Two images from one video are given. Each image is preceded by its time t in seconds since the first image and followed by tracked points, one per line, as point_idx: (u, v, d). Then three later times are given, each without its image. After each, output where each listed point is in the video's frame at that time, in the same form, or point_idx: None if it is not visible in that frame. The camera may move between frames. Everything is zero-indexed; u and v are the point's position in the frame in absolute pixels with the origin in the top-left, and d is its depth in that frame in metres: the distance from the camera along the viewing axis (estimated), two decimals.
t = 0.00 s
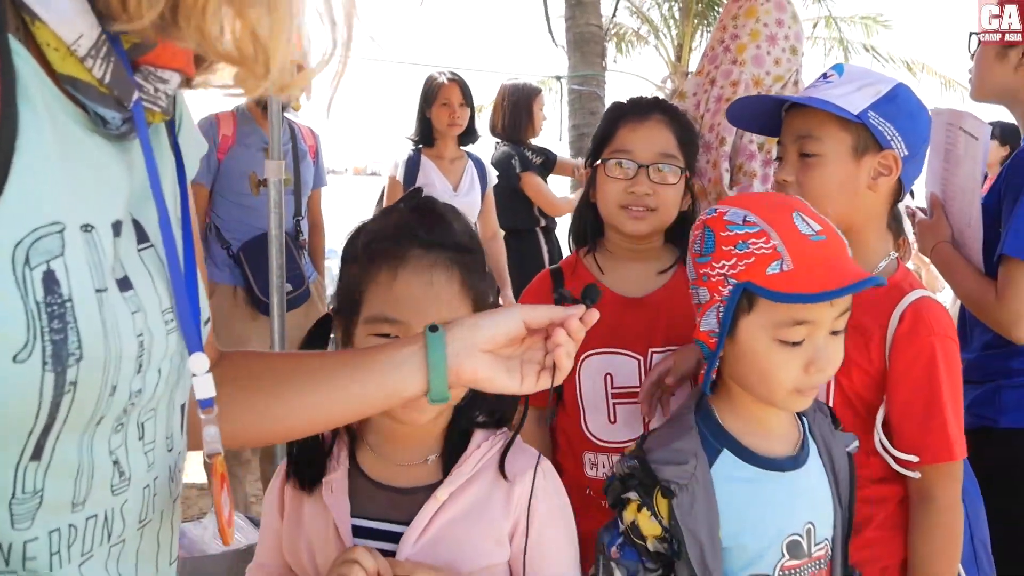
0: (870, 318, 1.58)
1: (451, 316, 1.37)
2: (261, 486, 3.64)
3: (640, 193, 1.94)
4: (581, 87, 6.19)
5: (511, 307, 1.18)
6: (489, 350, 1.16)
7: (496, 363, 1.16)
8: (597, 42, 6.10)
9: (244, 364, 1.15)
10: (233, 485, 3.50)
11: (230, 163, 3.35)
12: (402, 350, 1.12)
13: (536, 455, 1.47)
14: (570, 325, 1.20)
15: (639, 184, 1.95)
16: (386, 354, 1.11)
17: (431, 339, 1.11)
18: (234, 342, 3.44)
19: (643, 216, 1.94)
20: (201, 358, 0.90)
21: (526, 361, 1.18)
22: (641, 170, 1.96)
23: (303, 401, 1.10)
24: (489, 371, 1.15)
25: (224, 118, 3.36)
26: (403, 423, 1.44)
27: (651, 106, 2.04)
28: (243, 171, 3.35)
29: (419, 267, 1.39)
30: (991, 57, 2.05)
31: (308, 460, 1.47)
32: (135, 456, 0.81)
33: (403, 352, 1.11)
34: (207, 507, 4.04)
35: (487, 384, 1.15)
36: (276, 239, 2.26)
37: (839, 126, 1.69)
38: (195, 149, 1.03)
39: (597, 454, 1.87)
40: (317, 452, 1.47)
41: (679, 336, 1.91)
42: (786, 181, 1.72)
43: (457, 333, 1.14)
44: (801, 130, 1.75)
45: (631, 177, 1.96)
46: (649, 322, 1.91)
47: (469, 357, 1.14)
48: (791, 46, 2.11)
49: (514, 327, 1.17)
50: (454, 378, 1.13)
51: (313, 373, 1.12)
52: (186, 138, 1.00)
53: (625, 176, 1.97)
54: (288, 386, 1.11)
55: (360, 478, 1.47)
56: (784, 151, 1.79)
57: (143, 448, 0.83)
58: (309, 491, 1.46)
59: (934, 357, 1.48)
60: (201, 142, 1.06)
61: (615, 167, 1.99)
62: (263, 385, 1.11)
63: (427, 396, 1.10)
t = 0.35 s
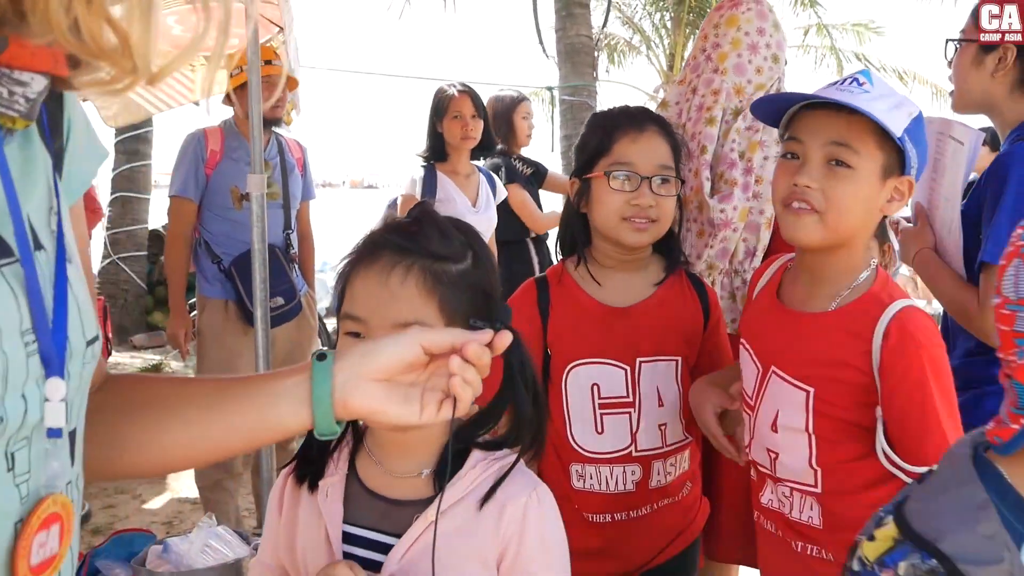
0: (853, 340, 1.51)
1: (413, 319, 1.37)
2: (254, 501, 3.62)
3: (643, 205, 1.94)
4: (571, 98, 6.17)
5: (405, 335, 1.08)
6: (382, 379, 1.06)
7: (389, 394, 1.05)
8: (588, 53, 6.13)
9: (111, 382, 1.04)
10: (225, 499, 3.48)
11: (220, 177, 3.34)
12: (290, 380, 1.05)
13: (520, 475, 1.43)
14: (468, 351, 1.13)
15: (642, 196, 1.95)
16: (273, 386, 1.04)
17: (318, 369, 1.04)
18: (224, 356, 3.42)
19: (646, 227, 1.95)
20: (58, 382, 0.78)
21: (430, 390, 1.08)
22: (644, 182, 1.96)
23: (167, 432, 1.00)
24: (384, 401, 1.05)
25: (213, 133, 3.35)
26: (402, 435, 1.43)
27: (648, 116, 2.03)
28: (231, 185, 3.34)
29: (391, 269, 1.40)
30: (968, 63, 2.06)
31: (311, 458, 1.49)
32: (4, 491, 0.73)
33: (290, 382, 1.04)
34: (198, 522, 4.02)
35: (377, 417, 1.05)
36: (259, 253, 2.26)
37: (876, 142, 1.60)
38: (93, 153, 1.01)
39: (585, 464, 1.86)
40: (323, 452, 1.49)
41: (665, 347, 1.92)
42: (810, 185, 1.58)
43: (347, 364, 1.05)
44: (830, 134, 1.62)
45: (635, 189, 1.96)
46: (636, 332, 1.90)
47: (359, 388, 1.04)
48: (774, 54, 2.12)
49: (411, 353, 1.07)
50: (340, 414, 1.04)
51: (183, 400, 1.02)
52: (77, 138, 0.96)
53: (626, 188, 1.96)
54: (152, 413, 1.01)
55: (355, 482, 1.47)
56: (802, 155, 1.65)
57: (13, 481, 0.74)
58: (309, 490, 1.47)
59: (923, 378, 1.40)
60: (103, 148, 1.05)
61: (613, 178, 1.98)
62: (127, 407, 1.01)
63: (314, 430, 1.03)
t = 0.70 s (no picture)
0: (880, 349, 1.46)
1: (373, 334, 1.38)
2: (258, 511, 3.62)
3: (634, 211, 1.93)
4: (575, 104, 6.15)
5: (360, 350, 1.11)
6: (335, 395, 1.10)
7: (343, 409, 1.10)
8: (591, 59, 6.12)
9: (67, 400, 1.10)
10: (227, 509, 3.48)
11: (222, 189, 3.35)
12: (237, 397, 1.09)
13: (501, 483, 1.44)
14: (421, 364, 1.12)
15: (633, 201, 1.93)
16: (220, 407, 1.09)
17: (270, 384, 1.08)
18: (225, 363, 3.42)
19: (638, 232, 1.93)
20: None
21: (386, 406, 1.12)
22: (635, 187, 1.95)
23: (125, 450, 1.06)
24: (337, 417, 1.09)
25: (212, 145, 3.37)
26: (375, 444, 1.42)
27: (640, 123, 2.02)
28: (229, 196, 3.35)
29: (361, 285, 1.40)
30: (963, 64, 2.06)
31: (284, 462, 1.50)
32: None
33: (237, 400, 1.08)
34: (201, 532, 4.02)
35: (331, 433, 1.09)
36: (257, 263, 2.26)
37: (904, 147, 1.53)
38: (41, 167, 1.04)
39: (575, 470, 1.87)
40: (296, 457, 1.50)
41: (661, 354, 1.90)
42: (836, 191, 1.51)
43: (297, 381, 1.09)
44: (856, 137, 1.55)
45: (625, 194, 1.95)
46: (627, 341, 1.89)
47: (311, 404, 1.08)
48: (771, 59, 2.13)
49: (363, 367, 1.10)
50: (294, 431, 1.08)
51: (132, 420, 1.08)
52: (23, 154, 1.01)
53: (617, 193, 1.96)
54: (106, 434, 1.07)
55: (326, 491, 1.47)
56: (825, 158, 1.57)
57: None
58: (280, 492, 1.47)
59: (959, 384, 1.37)
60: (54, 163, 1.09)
61: (606, 184, 1.97)
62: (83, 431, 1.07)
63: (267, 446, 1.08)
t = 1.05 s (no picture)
0: (942, 335, 1.45)
1: (384, 338, 1.36)
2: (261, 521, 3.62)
3: (618, 217, 1.92)
4: (577, 109, 6.12)
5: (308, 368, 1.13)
6: (288, 414, 1.13)
7: (294, 427, 1.12)
8: (593, 65, 6.12)
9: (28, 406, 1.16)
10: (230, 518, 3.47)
11: (226, 199, 3.36)
12: (187, 414, 1.12)
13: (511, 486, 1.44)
14: (372, 380, 1.11)
15: (617, 209, 1.94)
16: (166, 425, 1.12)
17: (219, 399, 1.11)
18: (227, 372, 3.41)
19: (623, 239, 1.93)
20: None
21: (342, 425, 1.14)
22: (619, 194, 1.95)
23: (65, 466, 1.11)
24: (292, 437, 1.11)
25: (216, 155, 3.36)
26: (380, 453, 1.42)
27: (631, 129, 2.02)
28: (229, 206, 3.36)
29: (367, 291, 1.39)
30: (960, 67, 2.07)
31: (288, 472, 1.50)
32: None
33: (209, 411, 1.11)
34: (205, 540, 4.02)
35: (283, 452, 1.10)
36: (257, 270, 2.26)
37: (898, 135, 1.56)
38: (20, 171, 1.05)
39: (568, 472, 1.89)
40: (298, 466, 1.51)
41: (656, 358, 1.89)
42: (843, 183, 1.53)
43: (246, 398, 1.11)
44: (852, 133, 1.58)
45: (609, 202, 1.95)
46: (623, 346, 1.89)
47: (262, 422, 1.11)
48: (766, 63, 2.14)
49: (315, 383, 1.12)
50: (243, 448, 1.10)
51: (94, 431, 1.14)
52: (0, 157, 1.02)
53: (603, 201, 1.96)
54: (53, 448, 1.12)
55: (333, 500, 1.46)
56: (824, 157, 1.60)
57: None
58: (283, 501, 1.46)
59: None
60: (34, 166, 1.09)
61: (592, 192, 1.98)
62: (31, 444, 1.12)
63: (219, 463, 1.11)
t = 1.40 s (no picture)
0: (991, 351, 1.39)
1: (394, 331, 1.35)
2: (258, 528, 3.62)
3: (613, 223, 1.92)
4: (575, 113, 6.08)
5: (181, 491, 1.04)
6: (149, 508, 1.07)
7: (153, 527, 1.07)
8: (591, 69, 6.10)
9: None
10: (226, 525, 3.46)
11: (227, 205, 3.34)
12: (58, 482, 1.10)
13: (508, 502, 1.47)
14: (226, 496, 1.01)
15: (612, 213, 1.93)
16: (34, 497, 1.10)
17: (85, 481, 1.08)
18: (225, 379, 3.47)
19: (618, 244, 1.93)
20: None
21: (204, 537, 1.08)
22: (614, 200, 1.95)
23: None
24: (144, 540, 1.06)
25: (219, 158, 3.31)
26: (371, 460, 1.40)
27: (626, 133, 2.01)
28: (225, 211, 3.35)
29: (380, 287, 1.38)
30: (952, 70, 2.07)
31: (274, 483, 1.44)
32: None
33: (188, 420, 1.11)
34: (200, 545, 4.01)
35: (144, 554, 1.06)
36: (252, 275, 2.26)
37: (932, 132, 1.52)
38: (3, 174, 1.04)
39: (557, 472, 1.92)
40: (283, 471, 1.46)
41: (647, 365, 1.88)
42: (874, 185, 1.50)
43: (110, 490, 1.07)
44: (884, 135, 1.56)
45: (605, 207, 1.95)
46: (615, 351, 1.89)
47: (119, 518, 1.06)
48: (757, 67, 2.14)
49: (178, 481, 1.05)
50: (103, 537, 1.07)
51: None
52: None
53: (595, 207, 1.96)
54: None
55: (327, 515, 1.41)
56: (859, 162, 1.59)
57: None
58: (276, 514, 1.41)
59: None
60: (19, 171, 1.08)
61: (585, 198, 1.98)
62: None
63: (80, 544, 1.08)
